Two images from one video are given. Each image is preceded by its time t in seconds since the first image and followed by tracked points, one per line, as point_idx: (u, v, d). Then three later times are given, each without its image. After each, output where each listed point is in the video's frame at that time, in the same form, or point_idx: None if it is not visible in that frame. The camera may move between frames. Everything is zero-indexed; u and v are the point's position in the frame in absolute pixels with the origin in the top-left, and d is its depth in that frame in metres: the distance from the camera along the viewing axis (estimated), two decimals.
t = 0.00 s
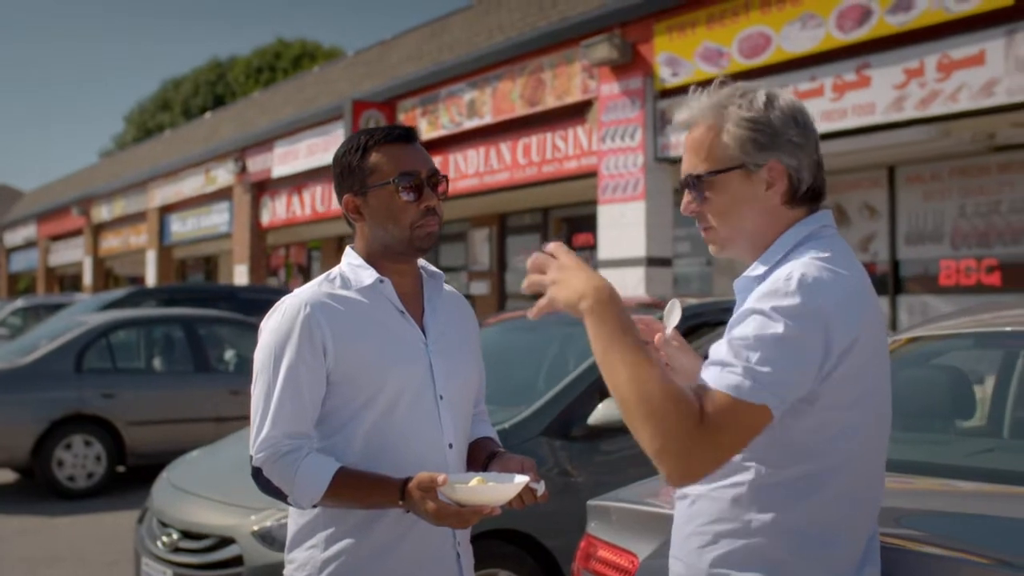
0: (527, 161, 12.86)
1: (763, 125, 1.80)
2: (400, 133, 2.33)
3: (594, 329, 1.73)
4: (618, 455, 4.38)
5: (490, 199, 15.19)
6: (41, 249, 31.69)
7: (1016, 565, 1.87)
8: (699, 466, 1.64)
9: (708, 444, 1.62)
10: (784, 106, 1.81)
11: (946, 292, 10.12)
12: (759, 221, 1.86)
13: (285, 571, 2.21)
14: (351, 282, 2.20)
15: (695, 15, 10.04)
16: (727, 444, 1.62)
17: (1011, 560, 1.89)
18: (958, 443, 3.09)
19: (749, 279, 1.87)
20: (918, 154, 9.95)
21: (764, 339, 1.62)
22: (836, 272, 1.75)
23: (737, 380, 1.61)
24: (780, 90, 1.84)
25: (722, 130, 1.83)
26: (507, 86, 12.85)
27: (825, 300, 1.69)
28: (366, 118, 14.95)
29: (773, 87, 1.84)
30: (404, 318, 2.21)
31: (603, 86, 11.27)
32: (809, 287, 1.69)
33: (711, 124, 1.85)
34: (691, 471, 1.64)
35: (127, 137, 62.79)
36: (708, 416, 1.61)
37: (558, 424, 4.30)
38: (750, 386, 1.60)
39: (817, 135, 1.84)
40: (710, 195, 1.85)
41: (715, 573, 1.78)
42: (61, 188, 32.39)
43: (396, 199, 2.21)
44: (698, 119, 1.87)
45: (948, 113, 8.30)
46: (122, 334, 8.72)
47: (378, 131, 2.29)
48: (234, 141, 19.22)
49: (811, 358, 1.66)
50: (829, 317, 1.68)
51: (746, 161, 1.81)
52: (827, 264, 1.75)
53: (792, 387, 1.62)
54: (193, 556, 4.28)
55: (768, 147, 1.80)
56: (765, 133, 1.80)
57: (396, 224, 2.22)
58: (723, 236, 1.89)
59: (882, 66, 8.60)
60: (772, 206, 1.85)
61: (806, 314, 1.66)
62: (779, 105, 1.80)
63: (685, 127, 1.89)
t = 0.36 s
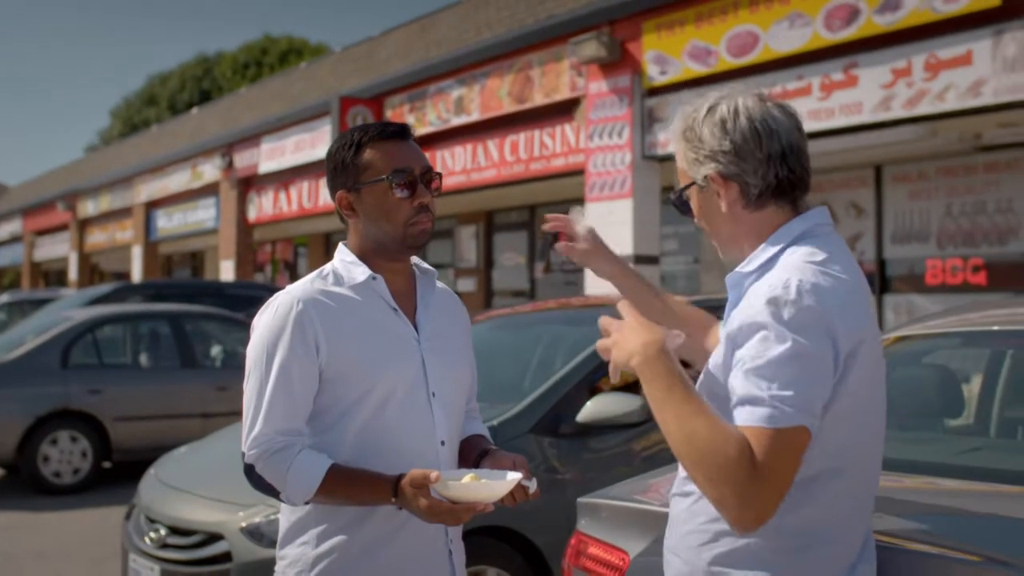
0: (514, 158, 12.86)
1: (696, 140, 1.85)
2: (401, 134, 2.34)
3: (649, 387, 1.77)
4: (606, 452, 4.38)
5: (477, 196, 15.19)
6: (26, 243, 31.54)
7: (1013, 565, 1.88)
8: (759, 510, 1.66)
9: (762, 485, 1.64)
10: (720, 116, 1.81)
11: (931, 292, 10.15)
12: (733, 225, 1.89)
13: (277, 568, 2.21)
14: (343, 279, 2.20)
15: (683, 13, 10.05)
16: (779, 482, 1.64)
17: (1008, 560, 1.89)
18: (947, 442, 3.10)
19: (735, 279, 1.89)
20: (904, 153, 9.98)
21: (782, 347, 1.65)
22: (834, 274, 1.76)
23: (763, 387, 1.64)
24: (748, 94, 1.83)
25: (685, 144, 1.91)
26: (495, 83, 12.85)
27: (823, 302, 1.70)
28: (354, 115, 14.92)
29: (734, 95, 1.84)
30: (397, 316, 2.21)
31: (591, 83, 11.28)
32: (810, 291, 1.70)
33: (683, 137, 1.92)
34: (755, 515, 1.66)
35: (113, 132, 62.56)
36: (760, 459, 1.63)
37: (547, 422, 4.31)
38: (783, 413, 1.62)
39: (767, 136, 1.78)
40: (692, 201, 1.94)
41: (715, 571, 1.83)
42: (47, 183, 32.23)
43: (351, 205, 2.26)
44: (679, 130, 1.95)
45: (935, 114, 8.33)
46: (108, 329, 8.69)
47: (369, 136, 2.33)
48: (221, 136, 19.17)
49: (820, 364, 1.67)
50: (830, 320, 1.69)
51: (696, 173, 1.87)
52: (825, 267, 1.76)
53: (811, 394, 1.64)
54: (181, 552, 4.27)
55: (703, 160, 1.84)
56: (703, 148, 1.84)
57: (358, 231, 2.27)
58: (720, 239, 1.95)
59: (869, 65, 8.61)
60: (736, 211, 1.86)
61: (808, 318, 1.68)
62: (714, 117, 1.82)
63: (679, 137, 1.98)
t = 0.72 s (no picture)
0: (514, 160, 12.87)
1: (767, 131, 1.79)
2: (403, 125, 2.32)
3: (627, 396, 1.77)
4: (606, 455, 4.39)
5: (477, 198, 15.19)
6: (26, 244, 31.52)
7: (1013, 568, 1.88)
8: (748, 500, 1.65)
9: (753, 476, 1.63)
10: (796, 111, 1.79)
11: (930, 294, 10.16)
12: (749, 224, 1.88)
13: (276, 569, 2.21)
14: (345, 281, 2.20)
15: (683, 15, 10.06)
16: (773, 473, 1.64)
17: (1008, 562, 1.89)
18: (947, 444, 3.11)
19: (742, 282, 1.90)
20: (904, 156, 9.99)
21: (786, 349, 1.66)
22: (835, 276, 1.76)
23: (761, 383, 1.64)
24: (794, 89, 1.82)
25: (733, 127, 1.83)
26: (495, 85, 12.85)
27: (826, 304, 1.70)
28: (354, 116, 14.92)
29: (788, 87, 1.82)
30: (398, 318, 2.21)
31: (590, 85, 11.28)
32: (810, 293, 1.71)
33: (724, 119, 1.84)
34: (741, 505, 1.66)
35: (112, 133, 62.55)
36: (743, 449, 1.63)
37: (546, 424, 4.31)
38: (775, 408, 1.62)
39: (823, 142, 1.83)
40: (715, 188, 1.86)
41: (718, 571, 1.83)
42: (47, 184, 32.24)
43: (391, 199, 2.21)
44: (710, 112, 1.86)
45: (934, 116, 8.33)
46: (107, 331, 8.68)
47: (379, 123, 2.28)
48: (221, 138, 19.17)
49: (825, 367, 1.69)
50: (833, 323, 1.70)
51: (752, 164, 1.81)
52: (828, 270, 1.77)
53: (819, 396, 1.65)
54: (180, 554, 4.28)
55: (771, 153, 1.80)
56: (777, 139, 1.79)
57: (389, 227, 2.22)
58: (718, 229, 1.91)
59: (869, 68, 8.62)
60: (770, 211, 1.86)
61: (814, 320, 1.69)
62: (790, 110, 1.78)
63: (698, 115, 1.89)
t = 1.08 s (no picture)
0: (510, 159, 12.87)
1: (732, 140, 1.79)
2: (398, 127, 2.33)
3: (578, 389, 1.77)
4: (601, 454, 4.39)
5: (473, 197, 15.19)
6: (22, 245, 31.51)
7: (1006, 565, 1.87)
8: (715, 480, 1.65)
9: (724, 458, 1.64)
10: (762, 117, 1.77)
11: (925, 291, 10.16)
12: (737, 225, 1.88)
13: (270, 569, 2.21)
14: (337, 280, 2.20)
15: (678, 14, 10.06)
16: (740, 457, 1.64)
17: (1002, 559, 1.89)
18: (941, 441, 3.11)
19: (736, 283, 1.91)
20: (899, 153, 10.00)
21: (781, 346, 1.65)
22: (827, 273, 1.76)
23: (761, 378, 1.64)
24: (774, 94, 1.81)
25: (704, 133, 1.84)
26: (490, 84, 12.85)
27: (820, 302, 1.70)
28: (350, 116, 14.91)
29: (763, 94, 1.80)
30: (391, 317, 2.21)
31: (586, 84, 11.28)
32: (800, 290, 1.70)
33: (695, 125, 1.87)
34: (711, 485, 1.66)
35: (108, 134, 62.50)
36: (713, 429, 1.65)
37: (541, 423, 4.30)
38: (755, 392, 1.63)
39: (801, 149, 1.79)
40: (692, 191, 1.89)
41: (712, 572, 1.81)
42: (43, 186, 32.23)
43: (363, 203, 2.23)
44: (686, 119, 1.89)
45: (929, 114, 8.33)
46: (104, 332, 8.68)
47: (373, 127, 2.29)
48: (216, 138, 19.17)
49: (818, 365, 1.69)
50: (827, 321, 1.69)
51: (719, 170, 1.82)
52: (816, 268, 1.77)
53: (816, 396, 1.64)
54: (176, 555, 4.28)
55: (736, 161, 1.80)
56: (736, 149, 1.79)
57: (371, 228, 2.23)
58: (711, 233, 1.92)
59: (864, 66, 8.62)
60: (748, 216, 1.86)
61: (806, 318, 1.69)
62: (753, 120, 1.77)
63: (678, 122, 1.92)
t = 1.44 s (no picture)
0: (511, 160, 12.88)
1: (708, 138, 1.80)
2: (392, 127, 2.34)
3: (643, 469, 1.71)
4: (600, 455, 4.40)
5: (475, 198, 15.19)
6: (24, 246, 31.53)
7: (1001, 566, 1.87)
8: (797, 530, 1.66)
9: (801, 510, 1.65)
10: (736, 113, 1.78)
11: (927, 292, 10.15)
12: (716, 225, 1.89)
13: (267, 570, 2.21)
14: (333, 281, 2.20)
15: (679, 15, 10.06)
16: (812, 494, 1.65)
17: (996, 559, 1.90)
18: (939, 441, 3.11)
19: (710, 287, 1.91)
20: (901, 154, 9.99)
21: (774, 349, 1.65)
22: (821, 277, 1.76)
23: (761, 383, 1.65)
24: (752, 91, 1.81)
25: (680, 132, 1.86)
26: (491, 85, 12.85)
27: (813, 305, 1.70)
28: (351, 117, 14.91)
29: (743, 90, 1.81)
30: (387, 318, 2.21)
31: (587, 85, 11.29)
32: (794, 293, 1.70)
33: (673, 124, 1.89)
34: (795, 534, 1.67)
35: (111, 134, 62.53)
36: (786, 487, 1.64)
37: (540, 423, 4.32)
38: (788, 435, 1.62)
39: (777, 146, 1.80)
40: (670, 189, 1.91)
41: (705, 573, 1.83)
42: (45, 187, 32.25)
43: (351, 204, 2.23)
44: (666, 117, 1.92)
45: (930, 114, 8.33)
46: (105, 332, 8.69)
47: (366, 127, 2.30)
48: (218, 139, 19.17)
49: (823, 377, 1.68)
50: (818, 322, 1.69)
51: (694, 167, 1.84)
52: (806, 270, 1.77)
53: (808, 399, 1.64)
54: (175, 555, 4.28)
55: (712, 158, 1.81)
56: (710, 145, 1.81)
57: (359, 228, 2.24)
58: (691, 231, 1.94)
59: (865, 66, 8.62)
60: (723, 214, 1.87)
61: (804, 321, 1.68)
62: (729, 117, 1.78)
63: (660, 122, 1.95)
